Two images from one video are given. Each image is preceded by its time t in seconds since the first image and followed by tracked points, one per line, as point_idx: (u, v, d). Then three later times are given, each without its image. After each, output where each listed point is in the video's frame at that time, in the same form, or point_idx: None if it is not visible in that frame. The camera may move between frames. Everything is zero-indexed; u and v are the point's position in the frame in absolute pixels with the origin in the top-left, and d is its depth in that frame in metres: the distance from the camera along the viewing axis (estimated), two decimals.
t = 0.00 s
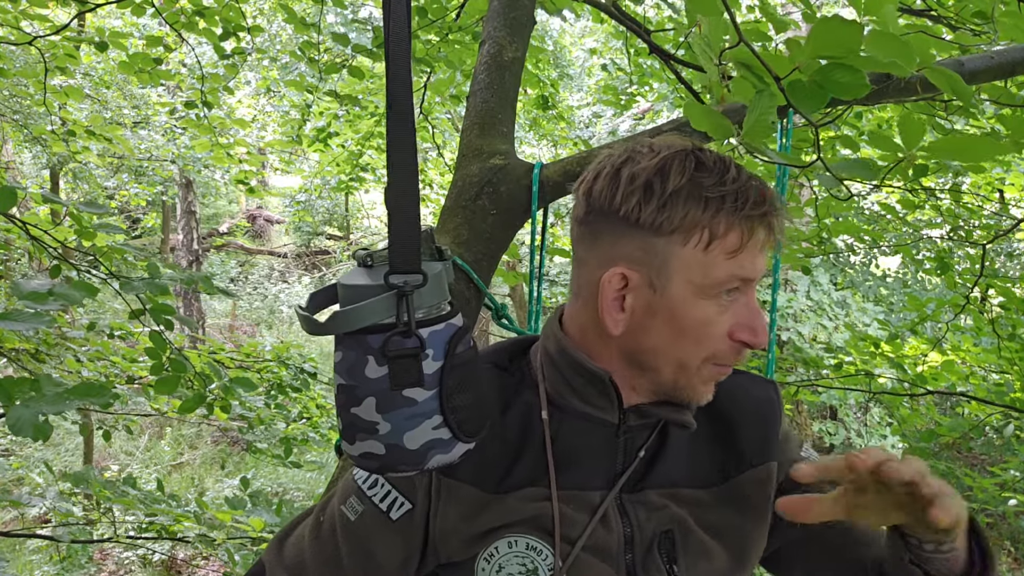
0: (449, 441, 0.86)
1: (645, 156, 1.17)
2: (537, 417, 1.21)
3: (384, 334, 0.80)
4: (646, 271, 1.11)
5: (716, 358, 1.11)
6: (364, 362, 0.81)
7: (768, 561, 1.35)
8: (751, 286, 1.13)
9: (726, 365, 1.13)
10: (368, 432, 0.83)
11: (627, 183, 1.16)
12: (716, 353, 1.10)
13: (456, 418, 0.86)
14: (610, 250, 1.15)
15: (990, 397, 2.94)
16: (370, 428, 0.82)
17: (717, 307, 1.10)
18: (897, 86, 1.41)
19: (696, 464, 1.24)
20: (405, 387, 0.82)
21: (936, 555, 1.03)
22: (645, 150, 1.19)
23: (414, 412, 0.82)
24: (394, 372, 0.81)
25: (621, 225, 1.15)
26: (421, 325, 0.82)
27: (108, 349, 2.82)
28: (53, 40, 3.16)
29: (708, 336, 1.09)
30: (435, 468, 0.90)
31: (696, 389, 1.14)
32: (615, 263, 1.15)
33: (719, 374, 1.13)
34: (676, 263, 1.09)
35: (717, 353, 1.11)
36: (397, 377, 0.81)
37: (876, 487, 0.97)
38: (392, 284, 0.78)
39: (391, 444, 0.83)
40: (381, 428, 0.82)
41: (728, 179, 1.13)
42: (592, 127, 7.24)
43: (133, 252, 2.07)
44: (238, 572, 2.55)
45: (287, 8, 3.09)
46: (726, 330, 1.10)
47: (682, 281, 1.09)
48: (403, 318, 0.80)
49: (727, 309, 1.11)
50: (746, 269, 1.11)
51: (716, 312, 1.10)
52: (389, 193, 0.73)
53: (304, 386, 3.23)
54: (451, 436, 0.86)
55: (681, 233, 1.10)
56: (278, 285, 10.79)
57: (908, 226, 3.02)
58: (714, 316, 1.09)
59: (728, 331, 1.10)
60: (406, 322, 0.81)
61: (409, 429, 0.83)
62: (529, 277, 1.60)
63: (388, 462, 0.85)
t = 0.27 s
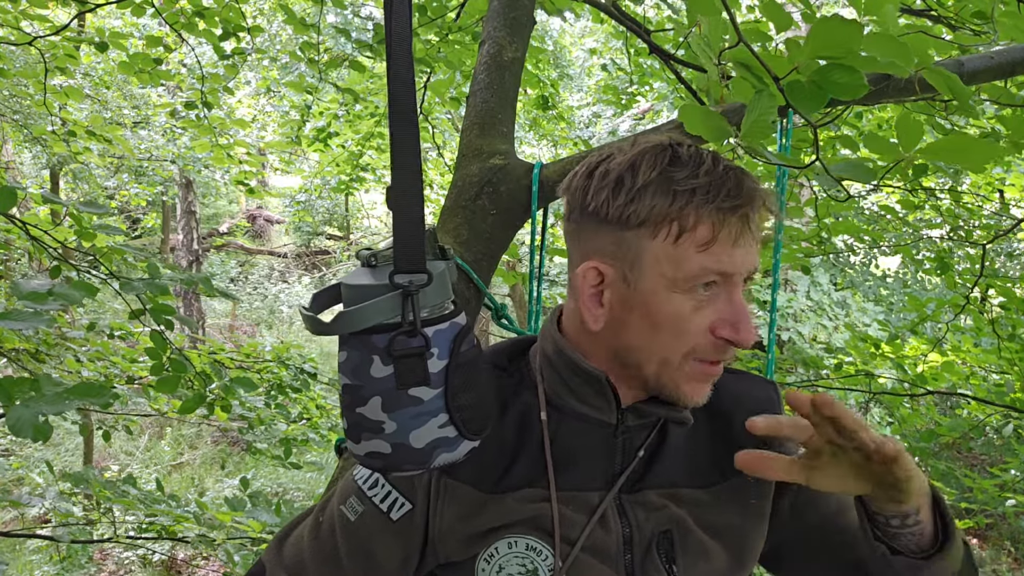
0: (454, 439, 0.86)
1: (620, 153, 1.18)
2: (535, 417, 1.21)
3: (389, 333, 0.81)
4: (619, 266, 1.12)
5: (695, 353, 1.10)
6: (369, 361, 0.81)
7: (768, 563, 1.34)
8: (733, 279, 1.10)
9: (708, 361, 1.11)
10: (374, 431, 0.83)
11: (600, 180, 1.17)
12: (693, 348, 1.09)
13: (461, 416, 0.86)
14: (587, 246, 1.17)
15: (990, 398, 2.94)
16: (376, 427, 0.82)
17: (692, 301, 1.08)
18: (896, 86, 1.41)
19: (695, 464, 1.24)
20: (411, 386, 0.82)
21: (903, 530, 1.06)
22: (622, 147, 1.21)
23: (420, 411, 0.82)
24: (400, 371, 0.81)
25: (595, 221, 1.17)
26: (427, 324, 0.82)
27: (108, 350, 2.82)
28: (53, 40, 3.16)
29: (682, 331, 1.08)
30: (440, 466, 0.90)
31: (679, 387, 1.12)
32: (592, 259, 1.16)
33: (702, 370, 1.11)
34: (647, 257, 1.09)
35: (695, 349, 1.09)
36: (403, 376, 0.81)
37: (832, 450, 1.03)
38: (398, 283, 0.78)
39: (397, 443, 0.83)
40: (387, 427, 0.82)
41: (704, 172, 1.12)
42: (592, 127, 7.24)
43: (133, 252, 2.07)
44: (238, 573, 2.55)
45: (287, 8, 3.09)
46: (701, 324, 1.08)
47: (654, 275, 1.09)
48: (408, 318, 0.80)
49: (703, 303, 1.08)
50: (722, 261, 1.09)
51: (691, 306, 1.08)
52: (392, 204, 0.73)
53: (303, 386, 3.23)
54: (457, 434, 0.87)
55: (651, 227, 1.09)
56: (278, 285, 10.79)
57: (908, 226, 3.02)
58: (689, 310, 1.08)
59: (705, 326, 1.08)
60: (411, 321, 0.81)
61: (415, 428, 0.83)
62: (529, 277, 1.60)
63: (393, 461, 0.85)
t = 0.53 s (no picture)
0: (457, 437, 0.86)
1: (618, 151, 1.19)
2: (536, 420, 1.21)
3: (392, 332, 0.80)
4: (603, 261, 1.12)
5: (672, 355, 1.07)
6: (371, 360, 0.81)
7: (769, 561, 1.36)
8: (716, 282, 1.06)
9: (688, 364, 1.07)
10: (377, 430, 0.83)
11: (595, 175, 1.19)
12: (670, 348, 1.06)
13: (463, 415, 0.87)
14: (579, 241, 1.18)
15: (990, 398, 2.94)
16: (379, 425, 0.82)
17: (670, 300, 1.06)
18: (896, 87, 1.41)
19: (699, 467, 1.24)
20: (414, 385, 0.82)
21: (954, 525, 1.07)
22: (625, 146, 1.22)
23: (422, 410, 0.83)
24: (402, 370, 0.81)
25: (587, 216, 1.18)
26: (429, 323, 0.82)
27: (107, 350, 2.82)
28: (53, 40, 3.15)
29: (658, 330, 1.06)
30: (443, 464, 0.90)
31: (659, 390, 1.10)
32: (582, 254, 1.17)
33: (681, 375, 1.08)
34: (629, 252, 1.08)
35: (673, 349, 1.07)
36: (405, 375, 0.81)
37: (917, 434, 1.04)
38: (399, 282, 0.78)
39: (400, 442, 0.83)
40: (390, 426, 0.82)
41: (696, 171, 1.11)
42: (592, 127, 7.24)
43: (133, 252, 2.06)
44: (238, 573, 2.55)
45: (287, 8, 3.09)
46: (678, 324, 1.05)
47: (634, 271, 1.08)
48: (411, 317, 0.80)
49: (682, 302, 1.06)
50: (704, 261, 1.06)
51: (668, 305, 1.06)
52: (392, 198, 0.73)
53: (304, 386, 3.24)
54: (459, 433, 0.87)
55: (633, 221, 1.09)
56: (277, 286, 10.80)
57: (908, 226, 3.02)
58: (665, 308, 1.06)
59: (683, 327, 1.05)
60: (414, 320, 0.80)
61: (418, 427, 0.83)
62: (529, 277, 1.60)
63: (397, 459, 0.85)
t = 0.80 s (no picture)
0: (455, 437, 0.86)
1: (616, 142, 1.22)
2: (539, 420, 1.21)
3: (390, 332, 0.80)
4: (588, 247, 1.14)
5: (644, 340, 1.08)
6: (370, 360, 0.81)
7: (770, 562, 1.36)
8: (691, 269, 1.06)
9: (660, 352, 1.07)
10: (375, 429, 0.83)
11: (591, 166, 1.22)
12: (642, 333, 1.07)
13: (462, 415, 0.86)
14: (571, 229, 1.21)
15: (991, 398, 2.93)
16: (377, 425, 0.83)
17: (642, 285, 1.07)
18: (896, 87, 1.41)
19: (703, 468, 1.24)
20: (412, 385, 0.82)
21: None
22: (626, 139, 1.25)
23: (421, 409, 0.83)
24: (401, 370, 0.81)
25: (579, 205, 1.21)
26: (428, 323, 0.82)
27: (107, 350, 2.82)
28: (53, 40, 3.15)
29: (630, 315, 1.07)
30: (442, 463, 0.90)
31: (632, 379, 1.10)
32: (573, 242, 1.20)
33: (653, 363, 1.08)
34: (609, 237, 1.11)
35: (645, 335, 1.07)
36: (404, 374, 0.81)
37: None
38: (398, 282, 0.78)
39: (398, 441, 0.83)
40: (389, 425, 0.82)
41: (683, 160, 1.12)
42: (592, 127, 7.25)
43: (133, 252, 2.07)
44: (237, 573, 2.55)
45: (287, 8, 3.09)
46: (649, 309, 1.06)
47: (612, 256, 1.10)
48: (409, 316, 0.80)
49: (655, 288, 1.07)
50: (678, 247, 1.06)
51: (641, 290, 1.07)
52: (392, 197, 0.73)
53: (303, 386, 3.23)
54: (458, 432, 0.86)
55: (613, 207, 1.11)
56: (277, 285, 10.79)
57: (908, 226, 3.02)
58: (637, 293, 1.07)
59: (655, 313, 1.06)
60: (412, 320, 0.80)
61: (416, 426, 0.83)
62: (529, 277, 1.60)
63: (395, 459, 0.85)
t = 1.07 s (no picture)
0: (450, 439, 0.86)
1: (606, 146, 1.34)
2: (542, 416, 1.21)
3: (386, 333, 0.80)
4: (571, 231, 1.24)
5: (610, 308, 1.13)
6: (366, 360, 0.81)
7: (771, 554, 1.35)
8: (654, 239, 1.13)
9: (626, 317, 1.13)
10: (371, 430, 0.83)
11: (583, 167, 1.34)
12: (609, 301, 1.13)
13: (457, 416, 0.86)
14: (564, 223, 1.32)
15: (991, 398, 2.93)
16: (372, 426, 0.83)
17: (609, 255, 1.14)
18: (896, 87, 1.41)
19: (703, 461, 1.24)
20: (407, 386, 0.82)
21: None
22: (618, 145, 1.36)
23: (416, 410, 0.83)
24: (396, 370, 0.81)
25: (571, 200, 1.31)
26: (423, 324, 0.82)
27: (107, 350, 2.82)
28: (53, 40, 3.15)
29: (597, 284, 1.14)
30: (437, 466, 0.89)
31: (604, 348, 1.15)
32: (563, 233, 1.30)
33: (620, 329, 1.13)
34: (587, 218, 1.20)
35: (612, 303, 1.13)
36: (399, 375, 0.81)
37: None
38: (394, 282, 0.78)
39: (394, 442, 0.83)
40: (384, 426, 0.82)
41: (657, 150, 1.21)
42: (592, 127, 7.24)
43: (133, 252, 2.06)
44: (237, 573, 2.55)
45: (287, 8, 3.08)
46: (614, 276, 1.13)
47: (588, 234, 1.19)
48: (405, 317, 0.80)
49: (620, 257, 1.13)
50: (643, 219, 1.13)
51: (608, 259, 1.14)
52: (391, 195, 0.73)
53: (303, 386, 3.23)
54: (453, 434, 0.86)
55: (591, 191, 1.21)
56: (277, 285, 10.78)
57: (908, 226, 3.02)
58: (604, 262, 1.14)
59: (619, 281, 1.12)
60: (408, 321, 0.80)
61: (411, 428, 0.83)
62: (529, 277, 1.60)
63: (390, 460, 0.85)
